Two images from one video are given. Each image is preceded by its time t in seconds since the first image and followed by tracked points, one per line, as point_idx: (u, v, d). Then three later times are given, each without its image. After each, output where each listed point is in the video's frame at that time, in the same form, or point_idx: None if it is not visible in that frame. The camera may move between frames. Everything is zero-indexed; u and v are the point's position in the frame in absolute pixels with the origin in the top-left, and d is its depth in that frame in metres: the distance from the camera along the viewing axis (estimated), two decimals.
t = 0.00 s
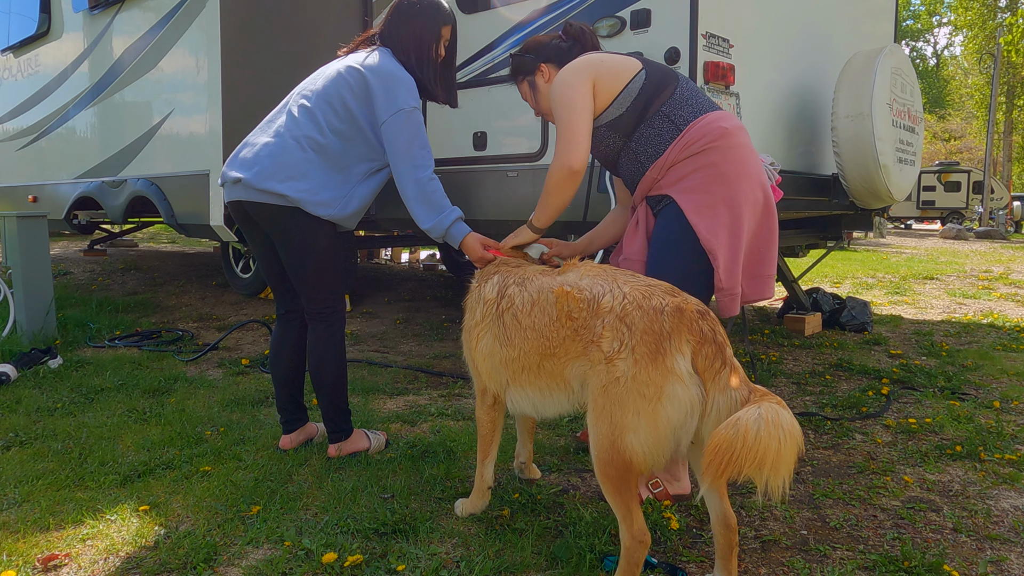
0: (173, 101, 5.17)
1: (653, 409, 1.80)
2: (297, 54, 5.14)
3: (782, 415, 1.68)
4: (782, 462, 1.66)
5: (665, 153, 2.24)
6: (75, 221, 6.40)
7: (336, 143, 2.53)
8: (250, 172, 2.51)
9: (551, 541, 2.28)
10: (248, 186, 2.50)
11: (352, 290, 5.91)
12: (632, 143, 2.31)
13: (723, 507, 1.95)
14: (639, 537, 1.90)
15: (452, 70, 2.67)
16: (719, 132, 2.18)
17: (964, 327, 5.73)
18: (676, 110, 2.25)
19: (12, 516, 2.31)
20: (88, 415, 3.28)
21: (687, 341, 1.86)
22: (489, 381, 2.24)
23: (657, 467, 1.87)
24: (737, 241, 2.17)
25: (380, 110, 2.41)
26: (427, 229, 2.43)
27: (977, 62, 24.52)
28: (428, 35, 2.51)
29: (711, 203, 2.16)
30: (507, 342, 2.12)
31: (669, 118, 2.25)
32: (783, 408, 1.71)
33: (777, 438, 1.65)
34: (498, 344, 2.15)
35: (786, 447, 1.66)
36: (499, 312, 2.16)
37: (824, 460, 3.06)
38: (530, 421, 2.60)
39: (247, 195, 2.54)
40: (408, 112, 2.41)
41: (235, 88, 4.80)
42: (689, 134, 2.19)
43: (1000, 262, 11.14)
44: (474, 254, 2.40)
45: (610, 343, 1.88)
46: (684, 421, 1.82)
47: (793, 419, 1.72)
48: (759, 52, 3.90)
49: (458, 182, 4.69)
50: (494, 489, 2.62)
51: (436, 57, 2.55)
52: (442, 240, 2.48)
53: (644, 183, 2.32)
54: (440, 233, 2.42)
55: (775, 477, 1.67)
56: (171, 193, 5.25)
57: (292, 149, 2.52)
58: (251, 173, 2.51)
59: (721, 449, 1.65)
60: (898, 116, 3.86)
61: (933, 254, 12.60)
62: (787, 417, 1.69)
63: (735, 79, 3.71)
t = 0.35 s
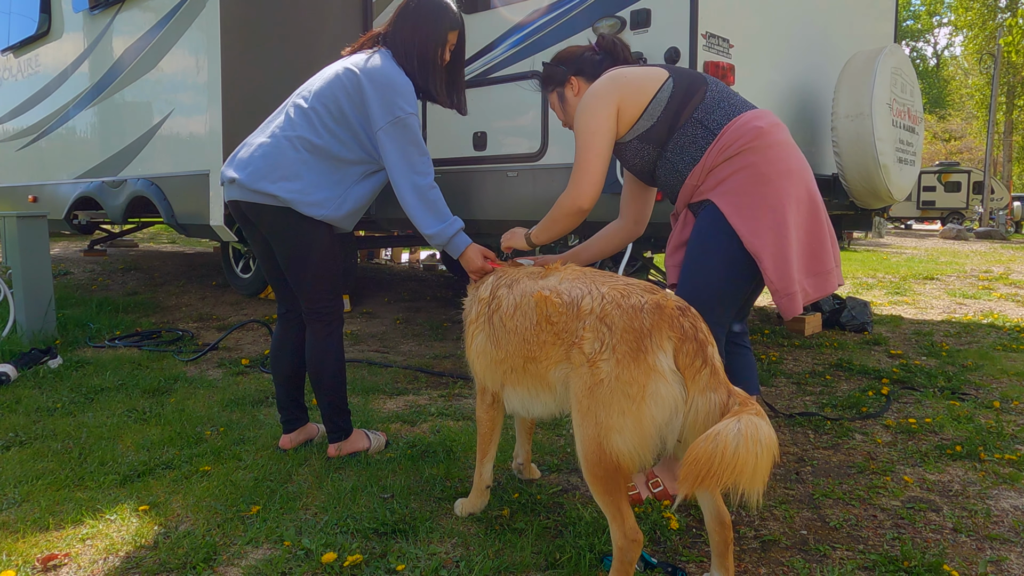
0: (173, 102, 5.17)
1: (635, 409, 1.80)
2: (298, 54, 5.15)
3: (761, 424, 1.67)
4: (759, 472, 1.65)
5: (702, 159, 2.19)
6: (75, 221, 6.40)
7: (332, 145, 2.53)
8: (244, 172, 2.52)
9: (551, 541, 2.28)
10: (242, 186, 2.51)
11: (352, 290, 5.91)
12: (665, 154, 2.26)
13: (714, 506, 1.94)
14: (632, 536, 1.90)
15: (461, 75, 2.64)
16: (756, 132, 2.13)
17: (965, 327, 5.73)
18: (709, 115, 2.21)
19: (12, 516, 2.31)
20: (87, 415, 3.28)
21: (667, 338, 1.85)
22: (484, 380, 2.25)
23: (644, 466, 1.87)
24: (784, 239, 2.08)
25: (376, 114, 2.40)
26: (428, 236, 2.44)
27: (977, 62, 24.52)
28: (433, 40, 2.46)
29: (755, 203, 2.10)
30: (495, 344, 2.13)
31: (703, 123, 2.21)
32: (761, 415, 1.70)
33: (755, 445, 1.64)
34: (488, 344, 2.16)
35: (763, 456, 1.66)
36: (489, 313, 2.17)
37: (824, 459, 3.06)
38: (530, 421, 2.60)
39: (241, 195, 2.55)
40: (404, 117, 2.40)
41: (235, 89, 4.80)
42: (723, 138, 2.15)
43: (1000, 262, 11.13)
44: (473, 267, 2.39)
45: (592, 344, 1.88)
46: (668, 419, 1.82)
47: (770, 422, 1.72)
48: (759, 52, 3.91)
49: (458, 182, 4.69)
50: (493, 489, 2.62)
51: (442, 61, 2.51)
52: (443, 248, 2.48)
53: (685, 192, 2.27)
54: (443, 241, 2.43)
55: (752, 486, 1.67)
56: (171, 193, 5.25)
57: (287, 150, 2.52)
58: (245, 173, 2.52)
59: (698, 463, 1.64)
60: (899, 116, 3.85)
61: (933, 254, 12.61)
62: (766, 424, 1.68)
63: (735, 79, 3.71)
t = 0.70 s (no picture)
0: (173, 102, 5.18)
1: (634, 411, 1.80)
2: (298, 54, 5.15)
3: (762, 424, 1.67)
4: (761, 472, 1.65)
5: (701, 167, 2.22)
6: (75, 221, 6.40)
7: (333, 146, 2.53)
8: (246, 172, 2.53)
9: (551, 541, 2.28)
10: (244, 187, 2.51)
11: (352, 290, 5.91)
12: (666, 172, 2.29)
13: (715, 508, 1.94)
14: (633, 538, 1.89)
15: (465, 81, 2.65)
16: (747, 132, 2.15)
17: (965, 327, 5.73)
18: (700, 125, 2.24)
19: (12, 517, 2.31)
20: (88, 415, 3.28)
21: (666, 340, 1.85)
22: (485, 383, 2.26)
23: (644, 469, 1.87)
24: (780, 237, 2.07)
25: (377, 115, 2.40)
26: (423, 238, 2.44)
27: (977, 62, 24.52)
28: (438, 45, 2.47)
29: (749, 200, 2.08)
30: (495, 347, 2.14)
31: (695, 134, 2.24)
32: (763, 415, 1.70)
33: (756, 445, 1.64)
34: (490, 347, 2.16)
35: (766, 455, 1.65)
36: (490, 316, 2.17)
37: (824, 460, 3.06)
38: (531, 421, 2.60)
39: (243, 195, 2.56)
40: (405, 118, 2.40)
41: (235, 89, 4.80)
42: (717, 143, 2.18)
43: (1000, 262, 11.11)
44: (465, 272, 2.43)
45: (591, 348, 1.89)
46: (667, 421, 1.82)
47: (773, 422, 1.71)
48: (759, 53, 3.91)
49: (458, 182, 4.70)
50: (494, 489, 2.62)
51: (446, 65, 2.52)
52: (436, 252, 2.50)
53: (691, 204, 2.29)
54: (437, 243, 2.44)
55: (756, 486, 1.66)
56: (171, 194, 5.25)
57: (289, 150, 2.52)
58: (247, 174, 2.52)
59: (699, 464, 1.64)
60: (898, 117, 3.86)
61: (933, 254, 12.61)
62: (767, 424, 1.68)
63: (735, 79, 3.72)
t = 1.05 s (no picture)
0: (174, 102, 5.18)
1: (639, 412, 1.80)
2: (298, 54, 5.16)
3: (768, 424, 1.67)
4: (768, 472, 1.65)
5: (683, 172, 2.23)
6: (75, 220, 6.41)
7: (334, 146, 2.53)
8: (248, 172, 2.52)
9: (552, 541, 2.28)
10: (245, 186, 2.50)
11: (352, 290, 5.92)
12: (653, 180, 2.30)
13: (719, 509, 1.95)
14: (636, 540, 1.89)
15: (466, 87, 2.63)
16: (725, 133, 2.15)
17: (965, 327, 5.73)
18: (682, 131, 2.26)
19: (14, 516, 2.31)
20: (89, 415, 3.28)
21: (672, 341, 1.86)
22: (486, 383, 2.25)
23: (647, 469, 1.88)
24: (764, 234, 2.05)
25: (380, 115, 2.41)
26: (418, 241, 2.43)
27: (977, 62, 24.51)
28: (441, 48, 2.48)
29: (730, 201, 2.09)
30: (497, 346, 2.14)
31: (678, 140, 2.25)
32: (769, 415, 1.71)
33: (762, 446, 1.64)
34: (493, 347, 2.15)
35: (773, 456, 1.65)
36: (494, 316, 2.17)
37: (825, 459, 3.06)
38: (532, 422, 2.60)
39: (244, 195, 2.56)
40: (407, 119, 2.40)
41: (236, 88, 4.81)
42: (697, 146, 2.19)
43: (1000, 262, 11.12)
44: (459, 275, 2.44)
45: (595, 348, 1.89)
46: (672, 423, 1.83)
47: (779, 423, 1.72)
48: (760, 53, 3.91)
49: (458, 182, 4.70)
50: (494, 489, 2.63)
51: (447, 70, 2.51)
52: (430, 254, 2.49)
53: (678, 209, 2.30)
54: (432, 245, 2.43)
55: (763, 487, 1.67)
56: (171, 193, 5.25)
57: (290, 150, 2.52)
58: (248, 173, 2.52)
59: (705, 466, 1.64)
60: (898, 116, 3.85)
61: (934, 254, 12.60)
62: (773, 424, 1.68)
63: (735, 79, 3.72)
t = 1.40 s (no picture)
0: (173, 100, 5.18)
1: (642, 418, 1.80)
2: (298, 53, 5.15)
3: (765, 423, 1.65)
4: (760, 468, 1.63)
5: (711, 171, 2.19)
6: (76, 219, 6.41)
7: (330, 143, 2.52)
8: (245, 171, 2.52)
9: (553, 540, 2.28)
10: (244, 185, 2.50)
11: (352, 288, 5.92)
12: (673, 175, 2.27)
13: (721, 514, 1.95)
14: (633, 521, 1.90)
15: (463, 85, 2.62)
16: (762, 137, 2.11)
17: (965, 325, 5.73)
18: (711, 128, 2.20)
19: (15, 515, 2.31)
20: (90, 413, 3.28)
21: (677, 349, 1.85)
22: (483, 387, 2.25)
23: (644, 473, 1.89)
24: (794, 245, 2.07)
25: (375, 114, 2.41)
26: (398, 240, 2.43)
27: (978, 61, 24.49)
28: (439, 44, 2.47)
29: (762, 208, 2.07)
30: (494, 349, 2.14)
31: (706, 138, 2.20)
32: (773, 417, 1.68)
33: (756, 441, 1.63)
34: (490, 353, 2.14)
35: (767, 453, 1.63)
36: (490, 319, 2.16)
37: (825, 458, 3.06)
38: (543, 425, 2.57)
39: (242, 195, 2.56)
40: (402, 116, 2.40)
41: (236, 87, 4.80)
42: (730, 147, 2.14)
43: (1001, 261, 11.09)
44: (435, 275, 2.46)
45: (599, 354, 1.88)
46: (673, 431, 1.84)
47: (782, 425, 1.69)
48: (760, 51, 3.90)
49: (458, 180, 4.70)
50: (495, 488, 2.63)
51: (447, 65, 2.51)
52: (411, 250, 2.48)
53: (697, 205, 2.27)
54: (413, 243, 2.42)
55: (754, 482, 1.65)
56: (171, 191, 5.26)
57: (287, 149, 2.51)
58: (246, 173, 2.51)
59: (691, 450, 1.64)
60: (899, 115, 3.85)
61: (934, 253, 12.59)
62: (772, 425, 1.66)
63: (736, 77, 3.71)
